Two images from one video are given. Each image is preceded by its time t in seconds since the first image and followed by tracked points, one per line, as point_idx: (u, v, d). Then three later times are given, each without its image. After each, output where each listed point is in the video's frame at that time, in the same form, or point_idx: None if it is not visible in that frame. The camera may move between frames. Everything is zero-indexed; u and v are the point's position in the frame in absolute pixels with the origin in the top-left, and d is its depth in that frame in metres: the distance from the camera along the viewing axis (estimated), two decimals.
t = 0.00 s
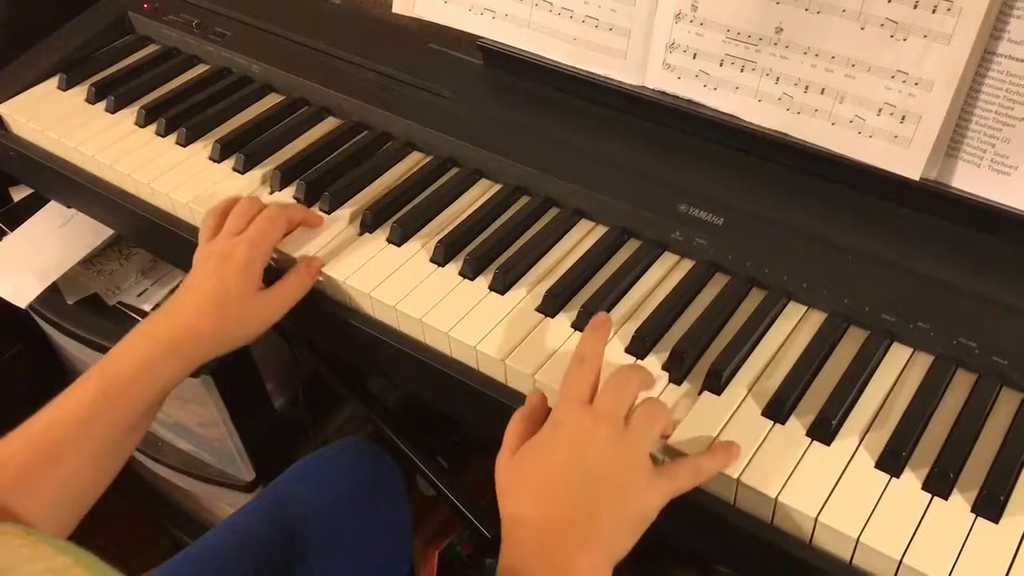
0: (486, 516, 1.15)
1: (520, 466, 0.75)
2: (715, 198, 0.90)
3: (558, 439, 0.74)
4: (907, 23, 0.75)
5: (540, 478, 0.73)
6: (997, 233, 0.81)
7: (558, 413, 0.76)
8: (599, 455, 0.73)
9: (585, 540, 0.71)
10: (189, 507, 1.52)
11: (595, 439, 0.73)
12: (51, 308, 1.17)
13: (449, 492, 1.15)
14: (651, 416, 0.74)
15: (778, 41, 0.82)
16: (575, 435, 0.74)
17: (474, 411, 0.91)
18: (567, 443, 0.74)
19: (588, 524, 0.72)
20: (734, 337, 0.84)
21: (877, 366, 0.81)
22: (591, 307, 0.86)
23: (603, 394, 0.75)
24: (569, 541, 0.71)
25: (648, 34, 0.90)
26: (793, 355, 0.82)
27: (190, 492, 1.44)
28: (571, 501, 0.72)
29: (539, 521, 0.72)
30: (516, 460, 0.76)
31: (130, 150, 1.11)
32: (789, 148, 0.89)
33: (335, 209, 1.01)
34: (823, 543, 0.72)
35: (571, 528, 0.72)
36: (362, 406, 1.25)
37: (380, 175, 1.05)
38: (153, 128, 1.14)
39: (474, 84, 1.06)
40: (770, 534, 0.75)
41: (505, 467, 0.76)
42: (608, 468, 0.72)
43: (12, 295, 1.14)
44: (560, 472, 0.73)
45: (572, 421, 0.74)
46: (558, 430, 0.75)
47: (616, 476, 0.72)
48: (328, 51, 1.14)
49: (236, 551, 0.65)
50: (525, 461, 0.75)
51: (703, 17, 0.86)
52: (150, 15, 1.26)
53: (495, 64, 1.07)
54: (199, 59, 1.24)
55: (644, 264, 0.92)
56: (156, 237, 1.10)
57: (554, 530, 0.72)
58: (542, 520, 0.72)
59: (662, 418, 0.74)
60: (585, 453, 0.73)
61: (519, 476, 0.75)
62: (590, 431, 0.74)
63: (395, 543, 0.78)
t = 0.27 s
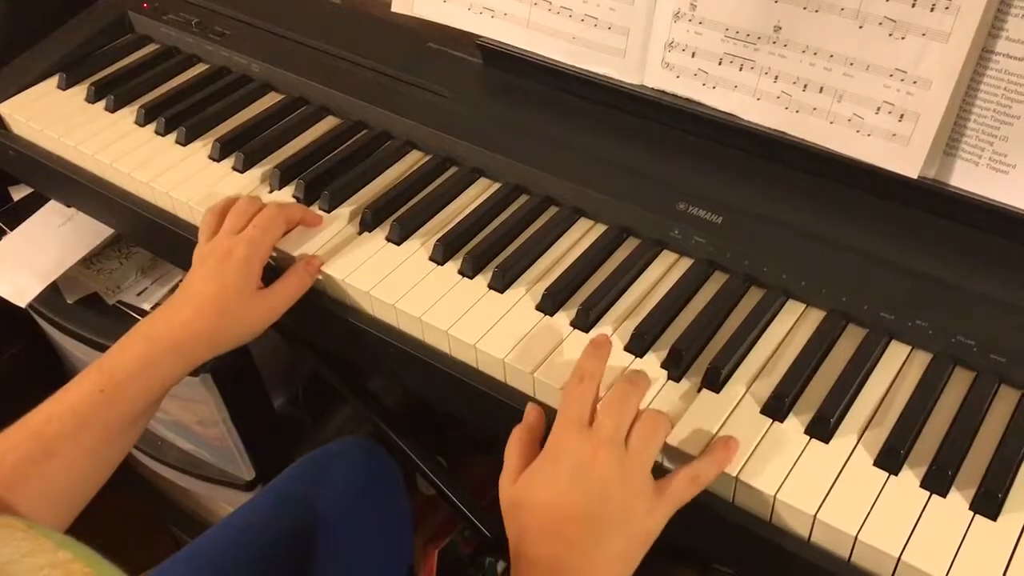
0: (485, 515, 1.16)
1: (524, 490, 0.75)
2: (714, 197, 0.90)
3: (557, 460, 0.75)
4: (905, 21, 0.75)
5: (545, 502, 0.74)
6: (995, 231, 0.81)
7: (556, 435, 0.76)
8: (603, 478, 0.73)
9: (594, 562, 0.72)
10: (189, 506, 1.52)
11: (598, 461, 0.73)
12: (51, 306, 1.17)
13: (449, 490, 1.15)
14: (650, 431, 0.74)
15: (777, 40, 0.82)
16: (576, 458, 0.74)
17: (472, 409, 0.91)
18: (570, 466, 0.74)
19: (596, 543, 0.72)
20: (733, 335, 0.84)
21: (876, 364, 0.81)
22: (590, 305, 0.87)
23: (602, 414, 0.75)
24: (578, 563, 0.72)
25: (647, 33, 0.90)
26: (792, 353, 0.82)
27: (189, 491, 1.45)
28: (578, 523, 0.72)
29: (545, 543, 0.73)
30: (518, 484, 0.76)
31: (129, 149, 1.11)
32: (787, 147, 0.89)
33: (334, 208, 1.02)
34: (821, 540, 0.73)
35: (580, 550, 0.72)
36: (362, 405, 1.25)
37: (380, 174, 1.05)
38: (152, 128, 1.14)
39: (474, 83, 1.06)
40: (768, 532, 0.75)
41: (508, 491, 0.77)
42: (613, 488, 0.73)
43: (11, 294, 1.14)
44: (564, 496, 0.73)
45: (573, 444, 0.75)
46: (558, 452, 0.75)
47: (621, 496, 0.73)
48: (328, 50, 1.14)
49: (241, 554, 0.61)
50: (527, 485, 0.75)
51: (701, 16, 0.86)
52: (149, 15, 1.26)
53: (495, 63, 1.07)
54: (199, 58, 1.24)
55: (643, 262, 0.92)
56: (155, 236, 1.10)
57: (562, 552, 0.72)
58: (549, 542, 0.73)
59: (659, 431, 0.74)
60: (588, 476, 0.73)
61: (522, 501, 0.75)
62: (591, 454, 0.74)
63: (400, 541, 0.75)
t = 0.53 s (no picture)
0: (485, 513, 1.15)
1: (522, 496, 0.74)
2: (713, 194, 0.90)
3: (557, 468, 0.73)
4: (905, 18, 0.75)
5: (543, 510, 0.72)
6: (995, 228, 0.81)
7: (557, 442, 0.73)
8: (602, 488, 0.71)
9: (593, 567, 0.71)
10: (188, 505, 1.51)
11: (598, 473, 0.71)
12: (50, 306, 1.16)
13: (448, 489, 1.15)
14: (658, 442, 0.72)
15: (776, 36, 0.82)
16: (576, 467, 0.72)
17: (471, 407, 0.91)
18: (569, 476, 0.72)
19: (595, 549, 0.71)
20: (732, 332, 0.84)
21: (875, 362, 0.80)
22: (589, 303, 0.86)
23: (602, 424, 0.72)
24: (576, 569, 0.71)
25: (646, 30, 0.90)
26: (791, 351, 0.82)
27: (188, 489, 1.44)
28: (577, 531, 0.71)
29: (542, 548, 0.72)
30: (517, 488, 0.74)
31: (127, 147, 1.10)
32: (787, 143, 0.88)
33: (333, 206, 1.01)
34: (821, 538, 0.72)
35: (579, 557, 0.71)
36: (361, 404, 1.25)
37: (378, 172, 1.05)
38: (150, 126, 1.14)
39: (473, 81, 1.06)
40: (768, 530, 0.75)
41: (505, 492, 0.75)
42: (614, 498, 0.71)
43: (10, 294, 1.14)
44: (563, 506, 0.72)
45: (573, 453, 0.72)
46: (558, 459, 0.73)
47: (621, 505, 0.71)
48: (326, 48, 1.14)
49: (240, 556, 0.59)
50: (524, 490, 0.74)
51: (700, 13, 0.85)
52: (147, 13, 1.26)
53: (494, 60, 1.06)
54: (197, 56, 1.24)
55: (643, 260, 0.91)
56: (154, 234, 1.10)
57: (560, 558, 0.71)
58: (546, 549, 0.72)
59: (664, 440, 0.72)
60: (587, 487, 0.71)
61: (521, 507, 0.74)
62: (592, 465, 0.72)
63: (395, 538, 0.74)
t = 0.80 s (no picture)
0: (485, 512, 1.15)
1: (535, 481, 0.73)
2: (712, 192, 0.90)
3: (568, 452, 0.73)
4: (905, 15, 0.75)
5: (552, 490, 0.72)
6: (995, 226, 0.80)
7: (567, 427, 0.74)
8: (614, 468, 0.71)
9: (602, 549, 0.70)
10: (187, 505, 1.51)
11: (607, 451, 0.72)
12: (48, 304, 1.17)
13: (448, 487, 1.15)
14: (657, 426, 0.73)
15: (775, 34, 0.82)
16: (585, 451, 0.72)
17: (470, 405, 0.91)
18: (579, 455, 0.72)
19: (604, 531, 0.71)
20: (732, 331, 0.83)
21: (875, 360, 0.80)
22: (589, 301, 0.86)
23: (614, 402, 0.73)
24: (585, 551, 0.70)
25: (645, 27, 0.89)
26: (791, 349, 0.82)
27: (187, 488, 1.44)
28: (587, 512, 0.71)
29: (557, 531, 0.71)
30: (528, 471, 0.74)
31: (126, 146, 1.10)
32: (786, 141, 0.88)
33: (332, 204, 1.01)
34: (822, 537, 0.72)
35: (591, 538, 0.70)
36: (360, 402, 1.24)
37: (377, 170, 1.04)
38: (148, 124, 1.14)
39: (472, 79, 1.05)
40: (768, 528, 0.75)
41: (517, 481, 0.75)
42: (623, 477, 0.71)
43: (8, 292, 1.14)
44: (572, 487, 0.72)
45: (583, 433, 0.73)
46: (568, 442, 0.73)
47: (631, 486, 0.71)
48: (325, 46, 1.14)
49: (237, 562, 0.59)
50: (536, 475, 0.73)
51: (700, 10, 0.85)
52: (145, 11, 1.26)
53: (493, 57, 1.06)
54: (196, 54, 1.24)
55: (643, 257, 0.91)
56: (152, 232, 1.10)
57: (569, 538, 0.71)
58: (561, 532, 0.71)
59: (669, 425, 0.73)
60: (598, 466, 0.71)
61: (529, 491, 0.73)
62: (602, 443, 0.72)
63: (395, 535, 0.75)
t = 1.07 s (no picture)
0: (485, 511, 1.15)
1: (534, 481, 0.73)
2: (713, 192, 0.90)
3: (570, 455, 0.72)
4: (906, 15, 0.75)
5: (552, 494, 0.72)
6: (996, 226, 0.80)
7: (570, 429, 0.73)
8: (617, 474, 0.70)
9: (600, 555, 0.71)
10: (188, 504, 1.51)
11: (610, 460, 0.70)
12: (49, 304, 1.18)
13: (448, 487, 1.15)
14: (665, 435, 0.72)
15: (776, 34, 0.82)
16: (588, 456, 0.71)
17: (471, 405, 0.91)
18: (581, 463, 0.71)
19: (602, 537, 0.71)
20: (733, 331, 0.83)
21: (876, 360, 0.80)
22: (589, 301, 0.86)
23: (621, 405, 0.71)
24: (582, 556, 0.71)
25: (646, 27, 0.89)
26: (792, 349, 0.82)
27: (188, 488, 1.44)
28: (586, 519, 0.71)
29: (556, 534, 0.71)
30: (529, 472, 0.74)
31: (126, 145, 1.10)
32: (787, 141, 0.88)
33: (333, 204, 1.01)
34: (822, 537, 0.72)
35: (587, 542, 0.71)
36: (360, 402, 1.24)
37: (378, 170, 1.04)
38: (149, 124, 1.14)
39: (473, 78, 1.05)
40: (769, 529, 0.75)
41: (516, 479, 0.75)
42: (625, 486, 0.71)
43: (8, 292, 1.13)
44: (573, 494, 0.71)
45: (586, 440, 0.71)
46: (571, 445, 0.72)
47: (633, 494, 0.71)
48: (326, 45, 1.14)
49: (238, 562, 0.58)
50: (536, 476, 0.73)
51: (701, 10, 0.85)
52: (146, 10, 1.26)
53: (494, 57, 1.06)
54: (197, 54, 1.24)
55: (643, 257, 0.91)
56: (153, 232, 1.10)
57: (567, 544, 0.71)
58: (559, 535, 0.71)
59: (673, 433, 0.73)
60: (600, 472, 0.71)
61: (532, 496, 0.73)
62: (604, 452, 0.71)
63: (395, 534, 0.74)
